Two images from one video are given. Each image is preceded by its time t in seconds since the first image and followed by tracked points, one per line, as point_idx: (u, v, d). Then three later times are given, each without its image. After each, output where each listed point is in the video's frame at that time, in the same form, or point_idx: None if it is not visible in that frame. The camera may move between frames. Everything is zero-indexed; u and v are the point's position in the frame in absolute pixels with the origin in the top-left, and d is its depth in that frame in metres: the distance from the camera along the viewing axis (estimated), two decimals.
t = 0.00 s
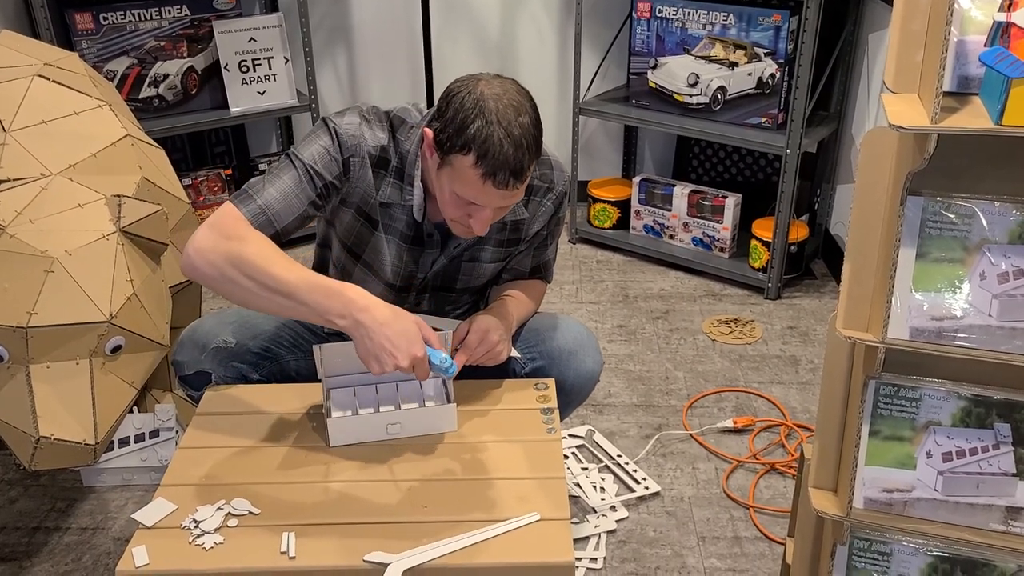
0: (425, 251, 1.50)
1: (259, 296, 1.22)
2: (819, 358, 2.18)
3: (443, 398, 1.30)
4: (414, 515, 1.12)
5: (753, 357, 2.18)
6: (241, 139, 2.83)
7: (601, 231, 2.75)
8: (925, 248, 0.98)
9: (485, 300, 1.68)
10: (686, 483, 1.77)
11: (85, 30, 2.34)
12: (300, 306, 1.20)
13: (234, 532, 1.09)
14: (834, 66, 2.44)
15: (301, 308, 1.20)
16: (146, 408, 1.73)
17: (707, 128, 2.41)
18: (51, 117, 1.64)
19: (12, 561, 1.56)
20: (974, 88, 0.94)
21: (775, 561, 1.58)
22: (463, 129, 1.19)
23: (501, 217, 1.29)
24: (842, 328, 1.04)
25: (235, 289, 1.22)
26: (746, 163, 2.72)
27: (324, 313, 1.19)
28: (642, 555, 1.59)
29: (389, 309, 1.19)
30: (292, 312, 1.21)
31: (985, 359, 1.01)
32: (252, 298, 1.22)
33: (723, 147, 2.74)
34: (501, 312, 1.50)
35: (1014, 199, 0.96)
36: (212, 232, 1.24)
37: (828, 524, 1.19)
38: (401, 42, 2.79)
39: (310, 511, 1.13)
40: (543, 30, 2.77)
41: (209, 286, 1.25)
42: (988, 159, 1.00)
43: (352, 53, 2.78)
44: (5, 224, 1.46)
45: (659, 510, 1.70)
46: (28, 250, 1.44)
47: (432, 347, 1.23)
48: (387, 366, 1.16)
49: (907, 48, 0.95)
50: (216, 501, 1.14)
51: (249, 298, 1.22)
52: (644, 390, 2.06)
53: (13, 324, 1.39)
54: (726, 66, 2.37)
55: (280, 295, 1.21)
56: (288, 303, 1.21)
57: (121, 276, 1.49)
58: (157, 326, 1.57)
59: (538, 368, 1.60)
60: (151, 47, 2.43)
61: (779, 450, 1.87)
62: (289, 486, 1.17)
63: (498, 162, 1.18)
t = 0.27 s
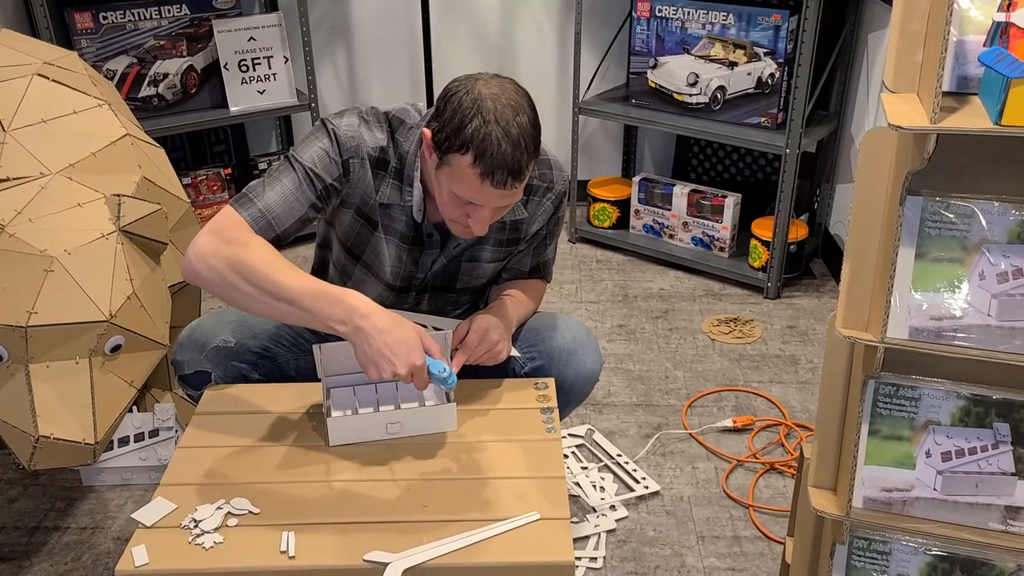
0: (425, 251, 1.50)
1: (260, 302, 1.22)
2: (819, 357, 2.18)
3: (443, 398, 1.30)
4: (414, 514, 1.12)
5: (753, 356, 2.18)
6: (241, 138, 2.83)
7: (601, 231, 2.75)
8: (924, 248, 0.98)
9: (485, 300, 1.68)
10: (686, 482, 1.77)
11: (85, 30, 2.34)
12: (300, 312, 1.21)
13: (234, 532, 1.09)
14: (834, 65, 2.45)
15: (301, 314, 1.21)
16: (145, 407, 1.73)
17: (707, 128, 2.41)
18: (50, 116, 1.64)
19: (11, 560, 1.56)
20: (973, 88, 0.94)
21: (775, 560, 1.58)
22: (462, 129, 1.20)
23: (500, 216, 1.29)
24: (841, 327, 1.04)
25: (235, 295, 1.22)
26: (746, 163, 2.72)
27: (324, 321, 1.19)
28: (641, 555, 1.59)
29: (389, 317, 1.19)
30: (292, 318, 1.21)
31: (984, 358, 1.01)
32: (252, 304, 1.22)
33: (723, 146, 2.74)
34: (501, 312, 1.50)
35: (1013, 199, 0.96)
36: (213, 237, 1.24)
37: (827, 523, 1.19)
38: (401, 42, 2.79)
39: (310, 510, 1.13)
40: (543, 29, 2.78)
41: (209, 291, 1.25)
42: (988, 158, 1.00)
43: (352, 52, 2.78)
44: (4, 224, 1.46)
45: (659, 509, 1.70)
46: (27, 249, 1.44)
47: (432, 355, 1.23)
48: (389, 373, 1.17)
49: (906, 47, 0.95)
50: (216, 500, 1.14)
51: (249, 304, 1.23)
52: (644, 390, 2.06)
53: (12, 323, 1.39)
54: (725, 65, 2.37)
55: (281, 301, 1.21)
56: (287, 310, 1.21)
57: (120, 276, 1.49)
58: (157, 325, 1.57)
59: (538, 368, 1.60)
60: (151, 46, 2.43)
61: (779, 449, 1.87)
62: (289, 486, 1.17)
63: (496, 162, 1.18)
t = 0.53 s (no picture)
0: (424, 249, 1.50)
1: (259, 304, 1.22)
2: (819, 355, 2.18)
3: (443, 396, 1.30)
4: (414, 512, 1.12)
5: (752, 355, 2.18)
6: (240, 135, 2.83)
7: (601, 229, 2.74)
8: (925, 246, 0.98)
9: (484, 298, 1.68)
10: (686, 480, 1.77)
11: (84, 27, 2.34)
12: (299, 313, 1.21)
13: (234, 530, 1.09)
14: (834, 63, 2.44)
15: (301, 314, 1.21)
16: (145, 405, 1.73)
17: (707, 126, 2.41)
18: (49, 113, 1.63)
19: (11, 558, 1.56)
20: (975, 85, 0.94)
21: (775, 558, 1.58)
22: (460, 127, 1.19)
23: (500, 214, 1.29)
24: (841, 326, 1.04)
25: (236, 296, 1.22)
26: (746, 161, 2.72)
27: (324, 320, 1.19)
28: (641, 553, 1.59)
29: (391, 315, 1.19)
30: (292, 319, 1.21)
31: (985, 357, 1.01)
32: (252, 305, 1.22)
33: (722, 144, 2.74)
34: (500, 309, 1.49)
35: (1014, 197, 0.96)
36: (213, 237, 1.24)
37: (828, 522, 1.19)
38: (400, 39, 2.78)
39: (310, 508, 1.12)
40: (542, 27, 2.77)
41: (209, 291, 1.25)
42: (989, 156, 0.99)
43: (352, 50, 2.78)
44: (3, 221, 1.45)
45: (659, 507, 1.70)
46: (26, 247, 1.43)
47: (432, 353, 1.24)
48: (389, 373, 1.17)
49: (908, 45, 0.95)
50: (215, 498, 1.14)
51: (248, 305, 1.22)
52: (644, 388, 2.06)
53: (12, 321, 1.39)
54: (725, 63, 2.37)
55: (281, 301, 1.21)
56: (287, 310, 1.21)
57: (120, 274, 1.49)
58: (157, 323, 1.57)
59: (538, 366, 1.60)
60: (150, 44, 2.42)
61: (779, 447, 1.87)
62: (289, 484, 1.17)
63: (496, 159, 1.18)
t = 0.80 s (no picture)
0: (424, 245, 1.50)
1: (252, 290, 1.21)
2: (819, 353, 2.18)
3: (443, 395, 1.30)
4: (415, 511, 1.12)
5: (753, 353, 2.18)
6: (240, 133, 2.82)
7: (601, 227, 2.74)
8: (927, 244, 0.98)
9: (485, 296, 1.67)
10: (686, 479, 1.77)
11: (83, 25, 2.33)
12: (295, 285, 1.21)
13: (234, 529, 1.09)
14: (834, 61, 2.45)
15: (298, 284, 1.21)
16: (145, 403, 1.72)
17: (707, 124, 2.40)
18: (49, 111, 1.63)
19: (11, 557, 1.56)
20: (977, 83, 0.94)
21: (776, 557, 1.58)
22: (457, 119, 1.19)
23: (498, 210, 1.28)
24: (843, 324, 1.04)
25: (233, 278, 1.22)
26: (746, 159, 2.72)
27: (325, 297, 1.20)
28: (642, 551, 1.58)
29: (383, 302, 1.19)
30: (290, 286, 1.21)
31: (987, 355, 1.01)
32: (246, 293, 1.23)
33: (723, 142, 2.74)
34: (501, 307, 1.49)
35: (1017, 195, 0.96)
36: (207, 233, 1.24)
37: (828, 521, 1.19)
38: (401, 37, 2.78)
39: (311, 507, 1.12)
40: (543, 25, 2.77)
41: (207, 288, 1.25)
42: (992, 154, 0.99)
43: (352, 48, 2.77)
44: (3, 219, 1.45)
45: (659, 505, 1.70)
46: (26, 245, 1.43)
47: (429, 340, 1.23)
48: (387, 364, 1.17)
49: (910, 42, 0.95)
50: (216, 497, 1.14)
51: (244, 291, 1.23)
52: (644, 386, 2.05)
53: (12, 319, 1.38)
54: (726, 61, 2.36)
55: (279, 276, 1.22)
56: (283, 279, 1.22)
57: (120, 271, 1.49)
58: (157, 321, 1.57)
59: (539, 364, 1.60)
60: (150, 41, 2.42)
61: (779, 446, 1.87)
62: (289, 483, 1.17)
63: (491, 152, 1.17)
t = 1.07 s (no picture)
0: (422, 233, 1.48)
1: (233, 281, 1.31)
2: (820, 352, 2.17)
3: (444, 394, 1.30)
4: (415, 511, 1.12)
5: (754, 351, 2.18)
6: (240, 132, 2.82)
7: (601, 225, 2.74)
8: (929, 242, 0.98)
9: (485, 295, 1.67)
10: (687, 478, 1.77)
11: (83, 23, 2.34)
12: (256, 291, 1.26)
13: (235, 529, 1.09)
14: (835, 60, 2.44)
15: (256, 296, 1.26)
16: (145, 402, 1.71)
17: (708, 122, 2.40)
18: (48, 110, 1.63)
19: (11, 556, 1.56)
20: (979, 81, 0.93)
21: (776, 556, 1.57)
22: (433, 75, 1.20)
23: (469, 176, 1.27)
24: (844, 323, 1.03)
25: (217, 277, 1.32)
26: (746, 157, 2.72)
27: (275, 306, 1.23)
28: (642, 550, 1.58)
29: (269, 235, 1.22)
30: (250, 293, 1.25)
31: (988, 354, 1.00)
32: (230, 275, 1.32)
33: (723, 140, 2.73)
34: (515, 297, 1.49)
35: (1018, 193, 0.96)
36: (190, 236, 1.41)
37: (829, 519, 1.19)
38: (400, 35, 2.77)
39: (311, 508, 1.12)
40: (543, 23, 2.77)
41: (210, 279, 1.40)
42: (993, 152, 0.99)
43: (351, 46, 2.77)
44: (3, 218, 1.45)
45: (660, 504, 1.69)
46: (25, 244, 1.43)
47: (329, 241, 1.20)
48: (303, 285, 1.19)
49: (911, 41, 0.95)
50: (216, 498, 1.13)
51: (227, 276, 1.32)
52: (644, 384, 2.05)
53: (11, 318, 1.38)
54: (726, 59, 2.36)
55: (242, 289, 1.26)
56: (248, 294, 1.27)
57: (120, 270, 1.49)
58: (157, 321, 1.57)
59: (543, 362, 1.59)
60: (149, 40, 2.42)
61: (779, 444, 1.86)
62: (290, 483, 1.16)
63: (456, 109, 1.16)
